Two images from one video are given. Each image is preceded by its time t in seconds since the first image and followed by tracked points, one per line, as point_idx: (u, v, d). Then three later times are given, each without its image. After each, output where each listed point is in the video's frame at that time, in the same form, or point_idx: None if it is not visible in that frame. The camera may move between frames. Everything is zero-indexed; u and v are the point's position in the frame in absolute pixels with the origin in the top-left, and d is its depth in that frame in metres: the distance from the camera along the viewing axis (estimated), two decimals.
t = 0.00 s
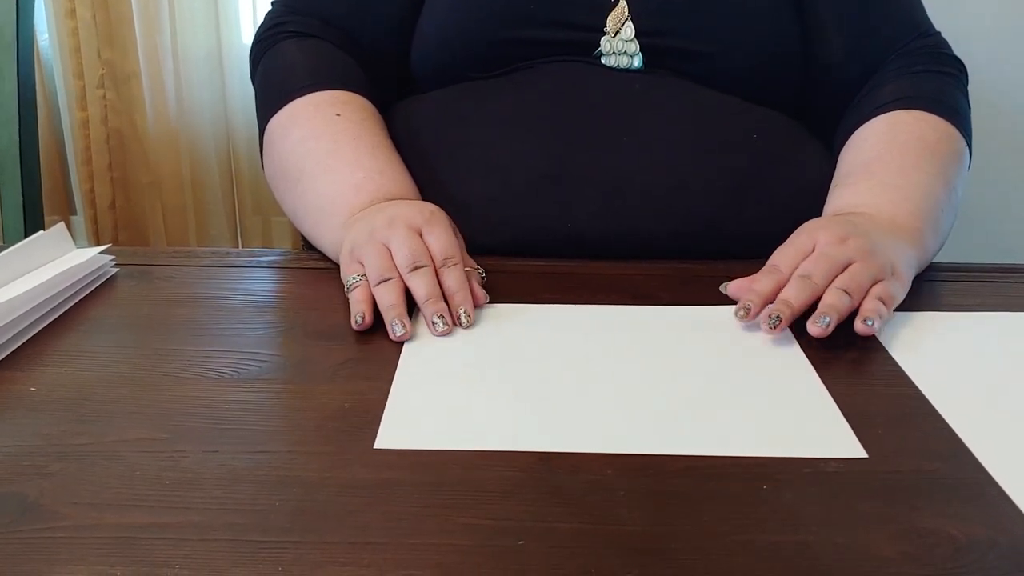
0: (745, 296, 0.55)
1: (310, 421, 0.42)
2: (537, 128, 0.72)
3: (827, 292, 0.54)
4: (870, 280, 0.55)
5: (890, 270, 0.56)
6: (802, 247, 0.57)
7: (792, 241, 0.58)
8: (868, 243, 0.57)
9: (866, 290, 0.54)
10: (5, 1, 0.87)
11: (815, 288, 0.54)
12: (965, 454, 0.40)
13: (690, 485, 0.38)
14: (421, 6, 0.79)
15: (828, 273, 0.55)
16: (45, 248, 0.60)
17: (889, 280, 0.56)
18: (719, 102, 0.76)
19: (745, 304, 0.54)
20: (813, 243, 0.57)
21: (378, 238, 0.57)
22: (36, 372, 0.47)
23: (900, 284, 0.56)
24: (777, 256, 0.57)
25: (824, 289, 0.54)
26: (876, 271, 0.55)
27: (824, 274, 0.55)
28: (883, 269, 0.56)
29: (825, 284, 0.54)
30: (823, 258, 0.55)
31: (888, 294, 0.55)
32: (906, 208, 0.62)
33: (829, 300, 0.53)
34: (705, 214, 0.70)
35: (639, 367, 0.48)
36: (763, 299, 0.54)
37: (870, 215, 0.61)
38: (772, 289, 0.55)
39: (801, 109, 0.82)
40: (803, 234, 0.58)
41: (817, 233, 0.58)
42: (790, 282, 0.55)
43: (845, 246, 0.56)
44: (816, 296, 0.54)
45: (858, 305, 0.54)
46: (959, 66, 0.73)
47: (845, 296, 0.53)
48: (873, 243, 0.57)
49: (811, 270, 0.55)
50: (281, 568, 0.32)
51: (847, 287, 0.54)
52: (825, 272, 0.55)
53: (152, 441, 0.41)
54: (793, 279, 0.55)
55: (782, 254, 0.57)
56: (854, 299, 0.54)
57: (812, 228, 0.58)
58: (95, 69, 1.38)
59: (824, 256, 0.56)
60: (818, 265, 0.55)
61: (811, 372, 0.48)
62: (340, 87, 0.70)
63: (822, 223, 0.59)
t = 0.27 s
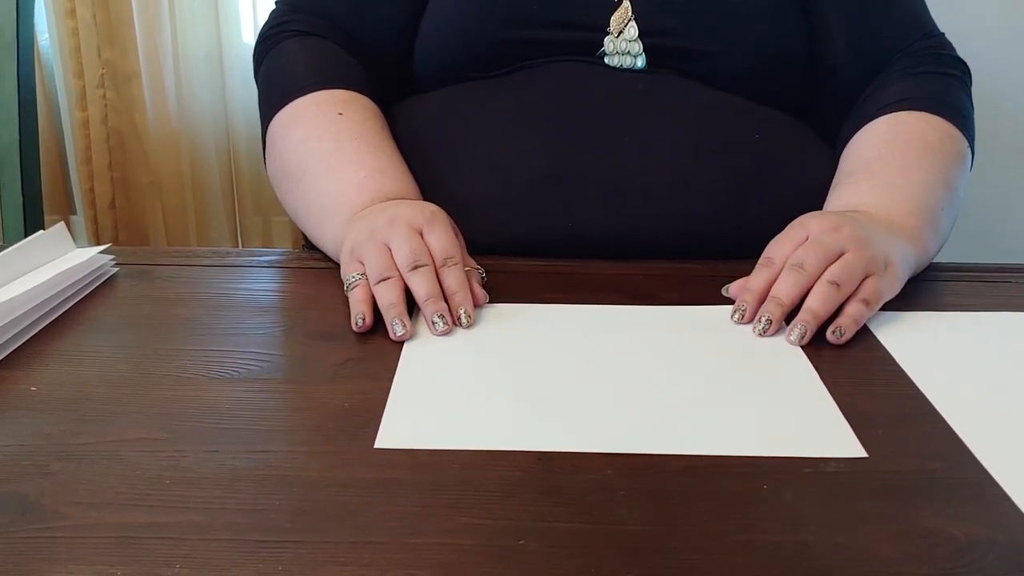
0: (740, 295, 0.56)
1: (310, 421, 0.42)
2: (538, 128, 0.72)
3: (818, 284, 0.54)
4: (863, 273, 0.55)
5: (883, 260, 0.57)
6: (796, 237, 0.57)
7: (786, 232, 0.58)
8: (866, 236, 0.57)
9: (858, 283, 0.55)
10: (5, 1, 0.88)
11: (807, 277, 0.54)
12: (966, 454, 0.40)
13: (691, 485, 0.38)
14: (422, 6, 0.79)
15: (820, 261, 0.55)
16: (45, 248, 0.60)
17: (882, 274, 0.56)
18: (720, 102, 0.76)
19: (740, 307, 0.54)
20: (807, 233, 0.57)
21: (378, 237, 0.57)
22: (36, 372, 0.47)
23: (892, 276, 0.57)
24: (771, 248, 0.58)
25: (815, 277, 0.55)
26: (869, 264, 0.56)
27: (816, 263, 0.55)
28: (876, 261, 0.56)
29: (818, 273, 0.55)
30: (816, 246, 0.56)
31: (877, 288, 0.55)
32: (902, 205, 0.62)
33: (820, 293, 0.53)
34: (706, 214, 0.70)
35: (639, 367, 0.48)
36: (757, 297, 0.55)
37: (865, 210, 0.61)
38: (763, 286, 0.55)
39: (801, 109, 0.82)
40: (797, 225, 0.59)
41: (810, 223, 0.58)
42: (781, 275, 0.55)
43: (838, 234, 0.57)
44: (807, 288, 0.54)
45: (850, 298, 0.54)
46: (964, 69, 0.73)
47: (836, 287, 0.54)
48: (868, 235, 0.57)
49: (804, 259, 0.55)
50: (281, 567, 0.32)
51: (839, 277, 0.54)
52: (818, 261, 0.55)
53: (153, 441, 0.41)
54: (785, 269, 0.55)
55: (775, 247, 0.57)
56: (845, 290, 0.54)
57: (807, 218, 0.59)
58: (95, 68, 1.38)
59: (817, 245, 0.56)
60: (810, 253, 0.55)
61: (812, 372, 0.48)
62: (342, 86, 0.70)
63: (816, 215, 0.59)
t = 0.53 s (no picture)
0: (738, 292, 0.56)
1: (310, 421, 0.42)
2: (539, 127, 0.72)
3: (815, 285, 0.54)
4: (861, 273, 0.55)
5: (880, 262, 0.56)
6: (793, 239, 0.57)
7: (784, 233, 0.58)
8: (864, 237, 0.57)
9: (855, 284, 0.55)
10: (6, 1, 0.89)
11: (803, 278, 0.54)
12: (967, 454, 0.40)
13: (691, 484, 0.38)
14: (423, 5, 0.79)
15: (817, 262, 0.55)
16: (46, 247, 0.60)
17: (880, 275, 0.56)
18: (720, 100, 0.76)
19: (738, 304, 0.54)
20: (803, 235, 0.57)
21: (378, 230, 0.57)
22: (36, 372, 0.47)
23: (889, 277, 0.56)
24: (768, 248, 0.58)
25: (811, 278, 0.55)
26: (867, 264, 0.55)
27: (813, 263, 0.55)
28: (874, 263, 0.56)
29: (814, 275, 0.55)
30: (812, 247, 0.56)
31: (874, 290, 0.55)
32: (901, 205, 0.62)
33: (816, 293, 0.53)
34: (706, 214, 0.70)
35: (639, 367, 0.48)
36: (755, 297, 0.55)
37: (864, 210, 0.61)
38: (760, 285, 0.55)
39: (802, 108, 0.82)
40: (794, 226, 0.59)
41: (807, 224, 0.58)
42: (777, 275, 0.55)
43: (835, 236, 0.57)
44: (804, 289, 0.54)
45: (847, 299, 0.54)
46: (967, 64, 0.73)
47: (832, 289, 0.54)
48: (866, 236, 0.57)
49: (800, 259, 0.55)
50: (282, 567, 0.33)
51: (835, 278, 0.54)
52: (815, 262, 0.55)
53: (154, 440, 0.41)
54: (783, 269, 0.55)
55: (772, 247, 0.57)
56: (841, 292, 0.54)
57: (805, 219, 0.59)
58: (96, 68, 1.38)
59: (814, 247, 0.56)
60: (807, 256, 0.55)
61: (811, 372, 0.48)
62: (347, 83, 0.70)
63: (813, 216, 0.59)
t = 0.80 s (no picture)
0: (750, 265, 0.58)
1: (311, 421, 0.42)
2: (540, 126, 0.72)
3: (831, 251, 0.55)
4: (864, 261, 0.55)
5: (890, 236, 0.57)
6: (802, 214, 0.58)
7: (794, 209, 0.60)
8: (868, 224, 0.57)
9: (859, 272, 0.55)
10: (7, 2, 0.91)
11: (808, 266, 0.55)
12: (967, 453, 0.40)
13: (691, 484, 0.38)
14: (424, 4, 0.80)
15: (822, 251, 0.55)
16: (46, 248, 0.61)
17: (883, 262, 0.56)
18: (722, 99, 0.76)
19: (754, 267, 0.58)
20: (812, 208, 0.59)
21: (420, 203, 0.54)
22: (37, 372, 0.47)
23: (899, 248, 0.57)
24: (779, 219, 0.59)
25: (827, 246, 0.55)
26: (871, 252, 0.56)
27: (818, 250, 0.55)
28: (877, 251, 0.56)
29: (827, 243, 0.56)
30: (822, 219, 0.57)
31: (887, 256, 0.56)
32: (903, 198, 0.62)
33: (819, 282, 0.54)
34: (707, 213, 0.70)
35: (639, 366, 0.48)
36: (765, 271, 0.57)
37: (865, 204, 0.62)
38: (776, 250, 0.57)
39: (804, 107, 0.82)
40: (803, 204, 0.60)
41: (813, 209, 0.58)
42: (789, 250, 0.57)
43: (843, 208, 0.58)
44: (823, 255, 0.55)
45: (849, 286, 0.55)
46: (966, 61, 0.73)
47: (845, 256, 0.55)
48: (872, 222, 0.57)
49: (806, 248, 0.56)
50: (282, 567, 0.33)
51: (846, 247, 0.55)
52: (827, 230, 0.56)
53: (154, 440, 0.41)
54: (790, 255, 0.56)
55: (784, 220, 0.59)
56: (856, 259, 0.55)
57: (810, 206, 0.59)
58: (97, 68, 1.38)
59: (819, 234, 0.56)
60: (818, 225, 0.56)
61: (811, 371, 0.48)
62: (356, 70, 0.70)
63: (817, 202, 0.60)
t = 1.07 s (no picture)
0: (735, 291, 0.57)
1: (312, 421, 0.42)
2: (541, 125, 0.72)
3: (822, 288, 0.55)
4: (864, 266, 0.55)
5: (886, 250, 0.57)
6: (792, 238, 0.57)
7: (784, 231, 0.58)
8: (865, 229, 0.57)
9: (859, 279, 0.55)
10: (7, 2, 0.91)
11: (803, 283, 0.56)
12: (967, 452, 0.40)
13: (691, 483, 0.38)
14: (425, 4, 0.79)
15: (817, 266, 0.55)
16: (47, 248, 0.61)
17: (885, 263, 0.56)
18: (723, 98, 0.75)
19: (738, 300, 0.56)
20: (801, 230, 0.57)
21: (614, 211, 0.52)
22: (38, 372, 0.47)
23: (897, 258, 0.57)
24: (767, 248, 0.58)
25: (818, 281, 0.55)
26: (870, 257, 0.56)
27: (813, 266, 0.55)
28: (876, 255, 0.56)
29: (817, 279, 0.55)
30: (811, 250, 0.56)
31: (881, 277, 0.56)
32: (903, 198, 0.62)
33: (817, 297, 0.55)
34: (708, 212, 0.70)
35: (640, 366, 0.48)
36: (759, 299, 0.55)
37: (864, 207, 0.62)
38: (767, 285, 0.56)
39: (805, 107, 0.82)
40: (793, 221, 0.58)
41: (806, 217, 0.58)
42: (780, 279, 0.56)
43: (833, 232, 0.56)
44: (816, 289, 0.56)
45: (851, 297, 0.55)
46: (964, 57, 0.73)
47: (836, 291, 0.55)
48: (865, 239, 0.57)
49: (801, 264, 0.56)
50: (283, 567, 0.33)
51: (838, 281, 0.55)
52: (815, 266, 0.55)
53: (155, 440, 0.41)
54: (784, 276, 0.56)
55: (774, 247, 0.57)
56: (849, 289, 0.55)
57: (804, 213, 0.58)
58: (98, 67, 1.38)
59: (814, 247, 0.56)
60: (807, 258, 0.56)
61: (812, 371, 0.48)
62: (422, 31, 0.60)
63: (812, 213, 0.59)
